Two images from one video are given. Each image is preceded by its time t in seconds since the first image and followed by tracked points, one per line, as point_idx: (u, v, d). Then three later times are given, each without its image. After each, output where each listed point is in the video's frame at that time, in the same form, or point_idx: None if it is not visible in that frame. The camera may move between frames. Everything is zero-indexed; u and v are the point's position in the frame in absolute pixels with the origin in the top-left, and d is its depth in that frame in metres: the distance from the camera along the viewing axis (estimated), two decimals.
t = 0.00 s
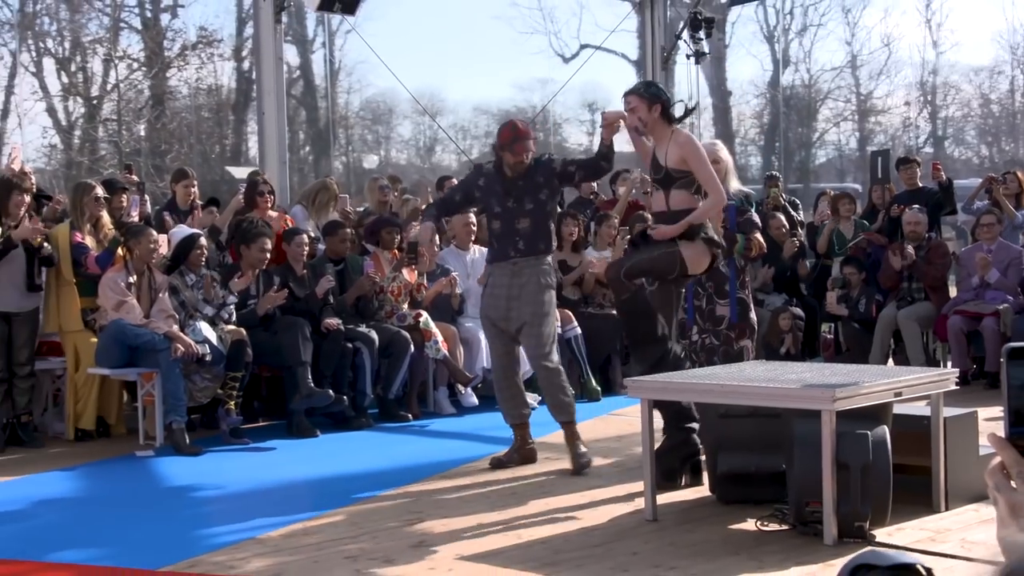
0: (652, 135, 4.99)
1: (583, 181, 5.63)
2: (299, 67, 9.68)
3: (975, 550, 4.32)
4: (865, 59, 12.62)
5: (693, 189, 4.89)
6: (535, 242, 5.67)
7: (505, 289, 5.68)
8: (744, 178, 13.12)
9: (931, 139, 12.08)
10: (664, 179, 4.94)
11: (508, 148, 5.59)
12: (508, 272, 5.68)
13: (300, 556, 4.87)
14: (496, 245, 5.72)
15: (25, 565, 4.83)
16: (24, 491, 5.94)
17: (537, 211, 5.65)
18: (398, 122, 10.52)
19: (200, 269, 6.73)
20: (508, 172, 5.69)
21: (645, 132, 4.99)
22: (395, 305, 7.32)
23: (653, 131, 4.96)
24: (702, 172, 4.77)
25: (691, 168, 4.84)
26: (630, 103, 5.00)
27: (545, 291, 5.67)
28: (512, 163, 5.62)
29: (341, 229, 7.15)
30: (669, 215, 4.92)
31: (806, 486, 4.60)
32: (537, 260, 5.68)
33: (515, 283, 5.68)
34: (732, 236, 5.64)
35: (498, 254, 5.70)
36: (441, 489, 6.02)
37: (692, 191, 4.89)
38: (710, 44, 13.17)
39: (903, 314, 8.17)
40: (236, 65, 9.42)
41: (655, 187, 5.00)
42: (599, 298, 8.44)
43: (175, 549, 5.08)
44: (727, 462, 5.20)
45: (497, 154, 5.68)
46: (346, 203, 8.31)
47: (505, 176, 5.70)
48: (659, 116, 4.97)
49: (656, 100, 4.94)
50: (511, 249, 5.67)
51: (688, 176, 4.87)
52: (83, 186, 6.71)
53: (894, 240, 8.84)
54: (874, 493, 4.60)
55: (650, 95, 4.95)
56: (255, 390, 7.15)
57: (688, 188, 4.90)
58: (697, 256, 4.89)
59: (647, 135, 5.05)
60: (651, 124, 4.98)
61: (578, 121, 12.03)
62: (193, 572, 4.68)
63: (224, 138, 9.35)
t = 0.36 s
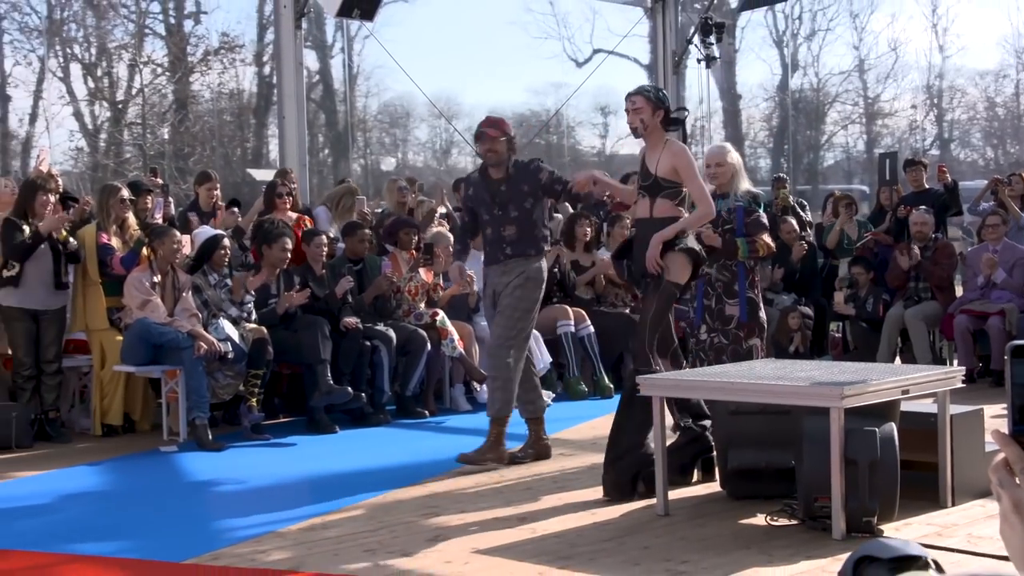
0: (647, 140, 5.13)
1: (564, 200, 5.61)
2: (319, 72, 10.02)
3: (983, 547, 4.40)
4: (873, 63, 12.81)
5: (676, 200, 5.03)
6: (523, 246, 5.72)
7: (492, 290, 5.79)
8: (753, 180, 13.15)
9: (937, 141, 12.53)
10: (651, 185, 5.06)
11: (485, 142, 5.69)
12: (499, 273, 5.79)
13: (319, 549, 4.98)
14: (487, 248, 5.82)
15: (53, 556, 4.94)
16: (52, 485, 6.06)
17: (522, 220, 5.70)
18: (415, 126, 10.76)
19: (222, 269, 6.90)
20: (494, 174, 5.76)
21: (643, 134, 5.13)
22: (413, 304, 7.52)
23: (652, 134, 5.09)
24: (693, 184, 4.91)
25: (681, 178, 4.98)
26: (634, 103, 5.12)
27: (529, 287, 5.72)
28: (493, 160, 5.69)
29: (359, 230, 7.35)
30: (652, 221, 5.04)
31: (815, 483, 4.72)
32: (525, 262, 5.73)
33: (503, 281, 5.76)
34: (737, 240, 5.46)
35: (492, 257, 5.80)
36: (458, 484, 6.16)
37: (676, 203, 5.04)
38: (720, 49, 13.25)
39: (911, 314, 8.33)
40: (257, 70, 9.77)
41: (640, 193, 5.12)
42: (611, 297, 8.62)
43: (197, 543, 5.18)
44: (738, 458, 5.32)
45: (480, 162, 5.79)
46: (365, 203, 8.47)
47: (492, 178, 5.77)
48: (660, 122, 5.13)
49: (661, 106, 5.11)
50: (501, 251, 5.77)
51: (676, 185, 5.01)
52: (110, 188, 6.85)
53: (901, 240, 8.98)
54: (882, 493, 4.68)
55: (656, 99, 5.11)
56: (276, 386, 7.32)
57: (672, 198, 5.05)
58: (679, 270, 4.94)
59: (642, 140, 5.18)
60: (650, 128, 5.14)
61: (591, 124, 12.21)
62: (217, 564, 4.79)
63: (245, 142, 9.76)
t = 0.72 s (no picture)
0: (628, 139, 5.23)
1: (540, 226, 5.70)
2: (343, 77, 10.25)
3: (995, 542, 4.52)
4: (886, 67, 12.93)
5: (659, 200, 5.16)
6: (503, 254, 5.72)
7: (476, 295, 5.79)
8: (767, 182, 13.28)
9: (950, 144, 12.55)
10: (635, 186, 5.15)
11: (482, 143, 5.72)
12: (479, 279, 5.78)
13: (344, 543, 5.08)
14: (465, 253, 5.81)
15: (86, 548, 5.03)
16: (83, 480, 6.16)
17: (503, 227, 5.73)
18: (436, 129, 10.95)
19: (250, 269, 7.08)
20: (482, 176, 5.81)
21: (623, 134, 5.23)
22: (435, 303, 7.75)
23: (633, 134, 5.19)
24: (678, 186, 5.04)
25: (667, 179, 5.11)
26: (609, 104, 5.22)
27: (512, 293, 5.73)
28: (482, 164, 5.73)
29: (383, 230, 7.51)
30: (636, 222, 5.15)
31: (830, 478, 4.84)
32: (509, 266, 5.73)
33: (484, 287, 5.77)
34: (746, 240, 5.73)
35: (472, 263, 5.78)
36: (480, 478, 6.30)
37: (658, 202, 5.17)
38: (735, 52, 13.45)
39: (925, 313, 8.45)
40: (283, 75, 10.01)
41: (623, 193, 5.20)
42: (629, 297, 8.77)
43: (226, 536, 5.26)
44: (754, 455, 5.45)
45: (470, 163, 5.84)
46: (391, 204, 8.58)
47: (478, 181, 5.82)
48: (638, 120, 5.21)
49: (637, 104, 5.20)
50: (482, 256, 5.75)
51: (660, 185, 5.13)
52: (142, 192, 7.07)
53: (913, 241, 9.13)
54: (895, 487, 4.79)
55: (632, 99, 5.20)
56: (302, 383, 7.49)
57: (655, 197, 5.17)
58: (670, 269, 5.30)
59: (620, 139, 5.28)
60: (628, 128, 5.24)
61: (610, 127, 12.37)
62: (245, 557, 4.90)
63: (271, 145, 10.00)
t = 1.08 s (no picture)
0: (608, 144, 5.18)
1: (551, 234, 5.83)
2: (368, 80, 10.43)
3: (1012, 538, 4.61)
4: (904, 69, 13.03)
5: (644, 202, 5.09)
6: (514, 250, 5.87)
7: (481, 291, 5.92)
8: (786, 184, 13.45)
9: (967, 144, 12.67)
10: (618, 191, 5.13)
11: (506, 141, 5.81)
12: (483, 273, 5.92)
13: (370, 537, 5.17)
14: (469, 249, 5.89)
15: (120, 541, 5.10)
16: (115, 474, 6.24)
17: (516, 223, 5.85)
18: (460, 132, 11.12)
19: (278, 268, 7.22)
20: (491, 173, 5.90)
21: (600, 141, 5.16)
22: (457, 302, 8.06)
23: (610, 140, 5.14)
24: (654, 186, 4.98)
25: (645, 180, 5.05)
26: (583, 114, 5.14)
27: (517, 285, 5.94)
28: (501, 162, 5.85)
29: (408, 230, 7.66)
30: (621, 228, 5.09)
31: (848, 474, 4.94)
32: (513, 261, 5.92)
33: (491, 281, 5.92)
34: (752, 241, 5.91)
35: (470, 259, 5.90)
36: (504, 472, 6.42)
37: (643, 206, 5.09)
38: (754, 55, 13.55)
39: (942, 311, 8.59)
40: (310, 78, 10.22)
41: (607, 198, 5.18)
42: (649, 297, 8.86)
43: (256, 529, 5.33)
44: (774, 451, 5.56)
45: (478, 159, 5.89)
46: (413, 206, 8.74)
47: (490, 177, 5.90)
48: (614, 125, 5.13)
49: (610, 110, 5.11)
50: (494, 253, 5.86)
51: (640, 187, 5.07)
52: (174, 194, 7.23)
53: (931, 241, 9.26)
54: (913, 483, 4.88)
55: (605, 105, 5.11)
56: (328, 380, 7.64)
57: (638, 201, 5.10)
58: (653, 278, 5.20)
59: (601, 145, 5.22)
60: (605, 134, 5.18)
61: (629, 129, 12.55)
62: (274, 549, 4.99)
63: (298, 147, 10.19)
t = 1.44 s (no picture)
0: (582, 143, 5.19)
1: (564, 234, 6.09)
2: (390, 83, 10.58)
3: None
4: (918, 71, 12.93)
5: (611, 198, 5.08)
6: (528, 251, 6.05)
7: (500, 292, 6.06)
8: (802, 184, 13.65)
9: (982, 145, 12.45)
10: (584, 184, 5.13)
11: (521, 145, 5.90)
12: (501, 275, 6.05)
13: (393, 531, 5.27)
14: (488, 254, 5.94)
15: (148, 536, 5.17)
16: (139, 470, 6.29)
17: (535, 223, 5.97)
18: (480, 134, 11.24)
19: (300, 267, 7.34)
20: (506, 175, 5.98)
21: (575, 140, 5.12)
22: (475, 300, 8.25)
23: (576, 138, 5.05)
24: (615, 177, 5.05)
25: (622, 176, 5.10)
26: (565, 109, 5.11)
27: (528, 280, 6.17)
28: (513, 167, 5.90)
29: (429, 230, 7.80)
30: (592, 223, 5.07)
31: (864, 471, 5.02)
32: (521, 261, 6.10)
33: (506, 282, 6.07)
34: (757, 245, 6.01)
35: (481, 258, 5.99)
36: (524, 467, 6.52)
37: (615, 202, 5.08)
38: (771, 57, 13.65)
39: (957, 310, 8.68)
40: (333, 81, 10.34)
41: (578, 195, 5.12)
42: (667, 295, 8.98)
43: (279, 526, 5.39)
44: (790, 449, 5.65)
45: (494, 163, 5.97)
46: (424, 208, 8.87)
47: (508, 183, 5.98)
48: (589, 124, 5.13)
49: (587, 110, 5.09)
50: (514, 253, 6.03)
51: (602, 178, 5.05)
52: (200, 194, 7.37)
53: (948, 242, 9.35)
54: (929, 480, 4.95)
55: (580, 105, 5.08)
56: (351, 378, 7.77)
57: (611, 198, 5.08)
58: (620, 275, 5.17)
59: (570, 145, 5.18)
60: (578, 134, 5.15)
61: (646, 130, 12.67)
62: (298, 543, 5.09)
63: (321, 149, 10.31)
